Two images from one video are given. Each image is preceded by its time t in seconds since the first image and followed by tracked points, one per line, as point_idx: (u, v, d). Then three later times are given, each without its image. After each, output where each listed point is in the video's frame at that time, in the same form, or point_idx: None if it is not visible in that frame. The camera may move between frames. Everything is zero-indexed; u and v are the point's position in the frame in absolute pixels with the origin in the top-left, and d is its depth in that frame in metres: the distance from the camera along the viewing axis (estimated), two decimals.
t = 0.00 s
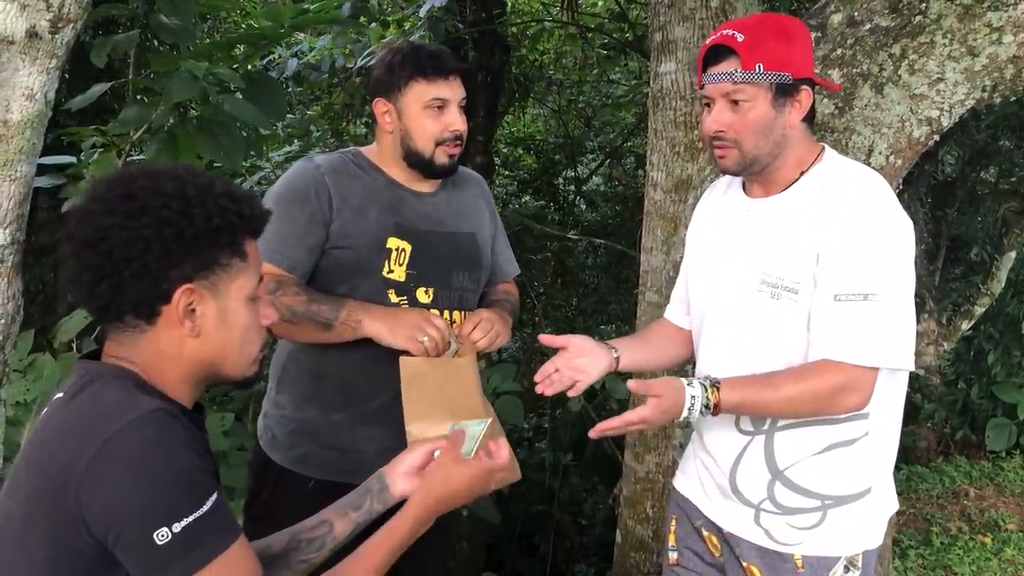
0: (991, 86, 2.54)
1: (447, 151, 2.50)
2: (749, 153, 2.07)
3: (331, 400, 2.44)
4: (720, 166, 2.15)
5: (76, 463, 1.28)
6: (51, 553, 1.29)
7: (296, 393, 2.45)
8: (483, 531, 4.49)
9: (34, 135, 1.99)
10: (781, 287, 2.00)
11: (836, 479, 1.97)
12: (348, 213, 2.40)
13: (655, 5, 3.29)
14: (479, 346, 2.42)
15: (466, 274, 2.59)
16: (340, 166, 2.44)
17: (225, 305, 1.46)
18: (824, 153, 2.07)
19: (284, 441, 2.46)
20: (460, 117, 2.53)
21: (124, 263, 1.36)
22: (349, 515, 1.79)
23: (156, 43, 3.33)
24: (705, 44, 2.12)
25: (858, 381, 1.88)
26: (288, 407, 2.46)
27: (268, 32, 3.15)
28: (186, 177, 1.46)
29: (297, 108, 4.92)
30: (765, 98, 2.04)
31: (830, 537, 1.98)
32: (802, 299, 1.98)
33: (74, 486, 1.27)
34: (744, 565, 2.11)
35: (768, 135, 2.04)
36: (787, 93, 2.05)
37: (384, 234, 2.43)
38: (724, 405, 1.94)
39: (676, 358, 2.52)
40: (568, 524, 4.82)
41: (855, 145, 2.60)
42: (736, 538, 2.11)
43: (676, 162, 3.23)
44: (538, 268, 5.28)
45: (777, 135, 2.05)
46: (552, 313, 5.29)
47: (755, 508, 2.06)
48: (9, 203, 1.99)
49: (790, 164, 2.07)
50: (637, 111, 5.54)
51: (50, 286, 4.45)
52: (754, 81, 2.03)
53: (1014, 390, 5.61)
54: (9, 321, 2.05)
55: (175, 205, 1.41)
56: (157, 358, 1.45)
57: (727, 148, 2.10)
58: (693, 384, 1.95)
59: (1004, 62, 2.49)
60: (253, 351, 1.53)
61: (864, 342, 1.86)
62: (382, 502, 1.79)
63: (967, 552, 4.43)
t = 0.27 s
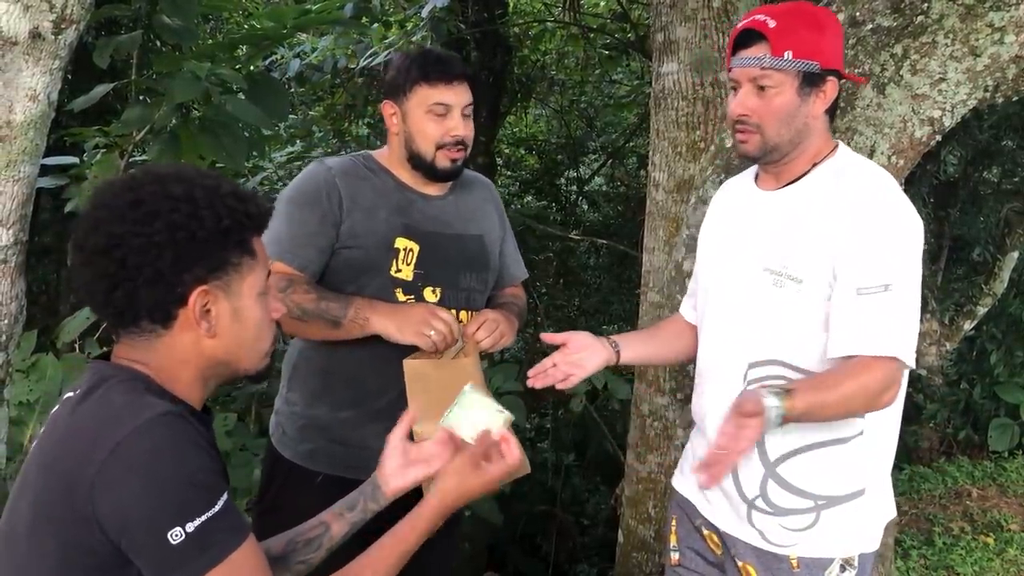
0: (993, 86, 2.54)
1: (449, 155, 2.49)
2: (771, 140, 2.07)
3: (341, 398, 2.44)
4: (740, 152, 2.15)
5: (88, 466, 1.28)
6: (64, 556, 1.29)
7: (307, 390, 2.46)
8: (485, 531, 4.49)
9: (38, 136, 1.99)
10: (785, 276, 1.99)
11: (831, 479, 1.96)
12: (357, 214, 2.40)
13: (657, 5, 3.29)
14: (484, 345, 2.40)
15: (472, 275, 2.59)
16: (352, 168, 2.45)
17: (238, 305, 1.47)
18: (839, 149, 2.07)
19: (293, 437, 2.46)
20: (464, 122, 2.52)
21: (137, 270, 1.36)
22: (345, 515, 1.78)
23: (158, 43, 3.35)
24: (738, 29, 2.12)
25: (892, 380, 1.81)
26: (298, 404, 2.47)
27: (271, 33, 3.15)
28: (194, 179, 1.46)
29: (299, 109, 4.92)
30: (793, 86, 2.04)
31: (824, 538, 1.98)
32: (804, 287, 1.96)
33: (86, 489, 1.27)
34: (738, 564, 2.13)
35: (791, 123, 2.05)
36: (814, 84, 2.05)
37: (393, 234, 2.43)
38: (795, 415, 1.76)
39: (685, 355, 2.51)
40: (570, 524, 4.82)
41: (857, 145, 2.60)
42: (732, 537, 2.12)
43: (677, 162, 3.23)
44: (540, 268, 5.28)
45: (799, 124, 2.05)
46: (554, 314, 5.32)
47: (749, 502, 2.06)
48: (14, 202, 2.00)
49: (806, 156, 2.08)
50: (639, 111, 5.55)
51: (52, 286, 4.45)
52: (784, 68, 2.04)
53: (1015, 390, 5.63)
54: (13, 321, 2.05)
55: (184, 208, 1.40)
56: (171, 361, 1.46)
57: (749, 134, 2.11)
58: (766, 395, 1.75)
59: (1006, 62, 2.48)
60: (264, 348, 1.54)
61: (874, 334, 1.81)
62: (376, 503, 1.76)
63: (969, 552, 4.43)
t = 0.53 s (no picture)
0: (992, 87, 2.53)
1: (427, 166, 2.47)
2: (787, 135, 2.06)
3: (344, 396, 2.44)
4: (756, 148, 2.15)
5: (84, 470, 1.28)
6: (49, 552, 1.29)
7: (311, 388, 2.46)
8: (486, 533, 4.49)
9: (36, 138, 1.99)
10: (796, 270, 1.99)
11: (831, 480, 1.96)
12: (364, 216, 2.41)
13: (656, 5, 3.29)
14: (482, 353, 2.38)
15: (477, 281, 2.56)
16: (361, 170, 2.46)
17: (215, 296, 1.47)
18: (852, 148, 2.07)
19: (297, 433, 2.46)
20: (443, 133, 2.47)
21: (107, 274, 1.36)
22: (298, 535, 1.81)
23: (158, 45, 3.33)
24: (753, 25, 2.13)
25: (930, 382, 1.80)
26: (303, 401, 2.47)
27: (271, 34, 3.14)
28: (142, 177, 1.46)
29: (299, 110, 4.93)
30: (808, 81, 2.04)
31: (822, 539, 1.97)
32: (817, 283, 1.95)
33: (78, 487, 1.27)
34: (734, 567, 2.12)
35: (807, 117, 2.04)
36: (829, 78, 2.05)
37: (397, 237, 2.43)
38: (852, 418, 1.73)
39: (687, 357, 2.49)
40: (572, 525, 4.82)
41: (856, 145, 2.60)
42: (727, 539, 2.12)
43: (677, 163, 3.23)
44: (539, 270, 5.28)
45: (815, 119, 2.05)
46: (556, 315, 5.26)
47: (749, 497, 2.06)
48: (12, 204, 2.00)
49: (822, 152, 2.07)
50: (639, 112, 5.55)
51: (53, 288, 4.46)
52: (799, 62, 2.04)
53: (1016, 390, 5.60)
54: (11, 323, 2.05)
55: (143, 206, 1.40)
56: (154, 361, 1.46)
57: (765, 129, 2.10)
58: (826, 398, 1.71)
59: (1005, 61, 2.48)
60: (248, 335, 1.55)
61: (892, 335, 1.80)
62: (328, 525, 1.83)
63: (970, 552, 4.42)
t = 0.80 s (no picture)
0: (989, 87, 2.54)
1: (426, 173, 2.45)
2: (790, 133, 2.06)
3: (341, 396, 2.44)
4: (759, 146, 2.14)
5: (51, 473, 1.27)
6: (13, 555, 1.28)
7: (310, 386, 2.47)
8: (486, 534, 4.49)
9: (32, 142, 1.99)
10: (796, 270, 1.99)
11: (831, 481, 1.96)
12: (364, 219, 2.41)
13: (653, 7, 3.29)
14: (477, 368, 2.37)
15: (478, 288, 2.53)
16: (365, 174, 2.46)
17: (189, 294, 1.47)
18: (855, 149, 2.07)
19: (296, 431, 2.47)
20: (443, 143, 2.45)
21: (78, 275, 1.36)
22: (278, 556, 1.79)
23: (156, 48, 3.33)
24: (757, 23, 2.13)
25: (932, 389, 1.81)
26: (304, 399, 2.48)
27: (268, 37, 3.12)
28: (110, 177, 1.46)
29: (298, 112, 4.94)
30: (812, 79, 2.04)
31: (820, 540, 1.97)
32: (818, 283, 1.95)
33: (43, 490, 1.26)
34: (731, 568, 2.12)
35: (809, 116, 2.04)
36: (832, 77, 2.05)
37: (396, 241, 2.43)
38: (862, 425, 1.74)
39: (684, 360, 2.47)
40: (572, 526, 4.82)
41: (853, 146, 2.60)
42: (724, 539, 2.11)
43: (675, 164, 3.24)
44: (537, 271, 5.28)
45: (818, 117, 2.05)
46: (554, 316, 5.25)
47: (747, 498, 2.05)
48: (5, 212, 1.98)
49: (826, 151, 2.07)
50: (638, 113, 5.56)
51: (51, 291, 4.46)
52: (803, 61, 2.04)
53: (1015, 390, 5.66)
54: (7, 327, 2.04)
55: (112, 206, 1.40)
56: (128, 363, 1.45)
57: (767, 128, 2.10)
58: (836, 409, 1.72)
59: (1001, 62, 2.49)
60: (225, 334, 1.55)
61: (892, 339, 1.80)
62: (308, 547, 1.82)
63: (969, 552, 4.42)
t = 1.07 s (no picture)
0: (987, 86, 2.54)
1: (428, 180, 2.43)
2: (783, 139, 2.06)
3: (340, 396, 2.43)
4: (752, 151, 2.14)
5: (29, 480, 1.27)
6: None
7: (308, 385, 2.47)
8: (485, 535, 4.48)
9: (29, 143, 1.98)
10: (795, 274, 1.98)
11: (831, 483, 1.96)
12: (364, 220, 2.41)
13: (652, 7, 3.29)
14: (473, 372, 2.37)
15: (477, 291, 2.52)
16: (366, 175, 2.46)
17: (178, 298, 1.47)
18: (851, 154, 2.06)
19: (295, 430, 2.46)
20: (445, 151, 2.43)
21: (67, 274, 1.35)
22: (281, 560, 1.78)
23: (154, 50, 3.33)
24: (752, 27, 2.12)
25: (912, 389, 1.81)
26: (303, 397, 2.47)
27: (267, 38, 3.11)
28: (101, 177, 1.45)
29: (297, 113, 4.94)
30: (807, 85, 2.04)
31: (820, 540, 1.97)
32: (814, 288, 1.95)
33: (22, 496, 1.26)
34: (731, 566, 2.11)
35: (803, 122, 2.04)
36: (827, 83, 2.04)
37: (395, 242, 2.43)
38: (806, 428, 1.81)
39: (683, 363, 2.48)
40: (571, 527, 4.82)
41: (852, 145, 2.59)
42: (725, 539, 2.10)
43: (673, 164, 3.23)
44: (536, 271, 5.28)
45: (812, 123, 2.04)
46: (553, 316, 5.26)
47: (746, 501, 2.04)
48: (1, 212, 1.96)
49: (819, 156, 2.06)
50: (636, 113, 5.56)
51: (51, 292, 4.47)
52: (798, 67, 2.03)
53: (1014, 389, 5.65)
54: (4, 329, 2.03)
55: (103, 206, 1.39)
56: (114, 365, 1.44)
57: (761, 133, 2.10)
58: (776, 410, 1.82)
59: (999, 62, 2.49)
60: (215, 336, 1.55)
61: (886, 340, 1.80)
62: (314, 549, 1.81)
63: (968, 552, 4.42)
